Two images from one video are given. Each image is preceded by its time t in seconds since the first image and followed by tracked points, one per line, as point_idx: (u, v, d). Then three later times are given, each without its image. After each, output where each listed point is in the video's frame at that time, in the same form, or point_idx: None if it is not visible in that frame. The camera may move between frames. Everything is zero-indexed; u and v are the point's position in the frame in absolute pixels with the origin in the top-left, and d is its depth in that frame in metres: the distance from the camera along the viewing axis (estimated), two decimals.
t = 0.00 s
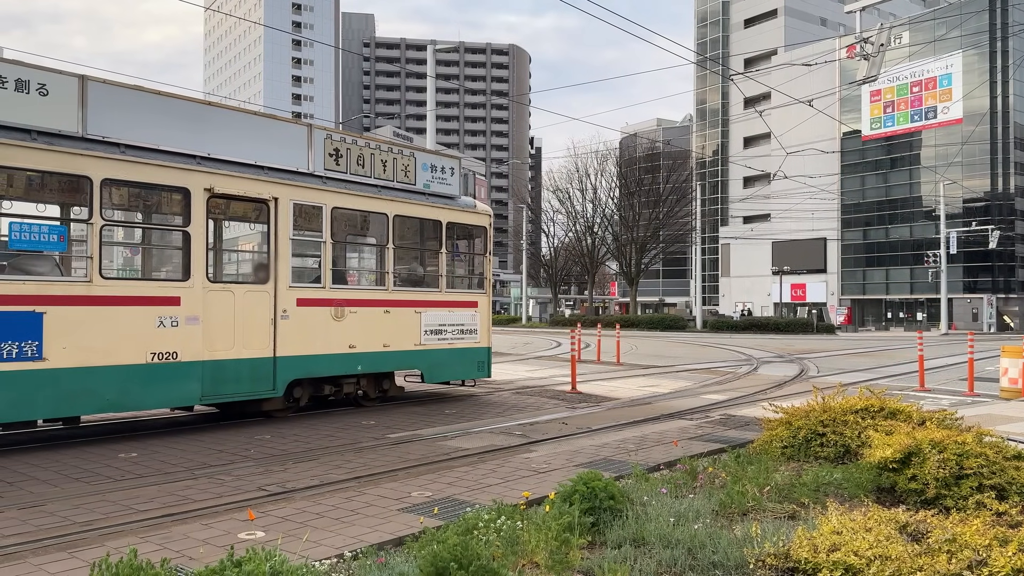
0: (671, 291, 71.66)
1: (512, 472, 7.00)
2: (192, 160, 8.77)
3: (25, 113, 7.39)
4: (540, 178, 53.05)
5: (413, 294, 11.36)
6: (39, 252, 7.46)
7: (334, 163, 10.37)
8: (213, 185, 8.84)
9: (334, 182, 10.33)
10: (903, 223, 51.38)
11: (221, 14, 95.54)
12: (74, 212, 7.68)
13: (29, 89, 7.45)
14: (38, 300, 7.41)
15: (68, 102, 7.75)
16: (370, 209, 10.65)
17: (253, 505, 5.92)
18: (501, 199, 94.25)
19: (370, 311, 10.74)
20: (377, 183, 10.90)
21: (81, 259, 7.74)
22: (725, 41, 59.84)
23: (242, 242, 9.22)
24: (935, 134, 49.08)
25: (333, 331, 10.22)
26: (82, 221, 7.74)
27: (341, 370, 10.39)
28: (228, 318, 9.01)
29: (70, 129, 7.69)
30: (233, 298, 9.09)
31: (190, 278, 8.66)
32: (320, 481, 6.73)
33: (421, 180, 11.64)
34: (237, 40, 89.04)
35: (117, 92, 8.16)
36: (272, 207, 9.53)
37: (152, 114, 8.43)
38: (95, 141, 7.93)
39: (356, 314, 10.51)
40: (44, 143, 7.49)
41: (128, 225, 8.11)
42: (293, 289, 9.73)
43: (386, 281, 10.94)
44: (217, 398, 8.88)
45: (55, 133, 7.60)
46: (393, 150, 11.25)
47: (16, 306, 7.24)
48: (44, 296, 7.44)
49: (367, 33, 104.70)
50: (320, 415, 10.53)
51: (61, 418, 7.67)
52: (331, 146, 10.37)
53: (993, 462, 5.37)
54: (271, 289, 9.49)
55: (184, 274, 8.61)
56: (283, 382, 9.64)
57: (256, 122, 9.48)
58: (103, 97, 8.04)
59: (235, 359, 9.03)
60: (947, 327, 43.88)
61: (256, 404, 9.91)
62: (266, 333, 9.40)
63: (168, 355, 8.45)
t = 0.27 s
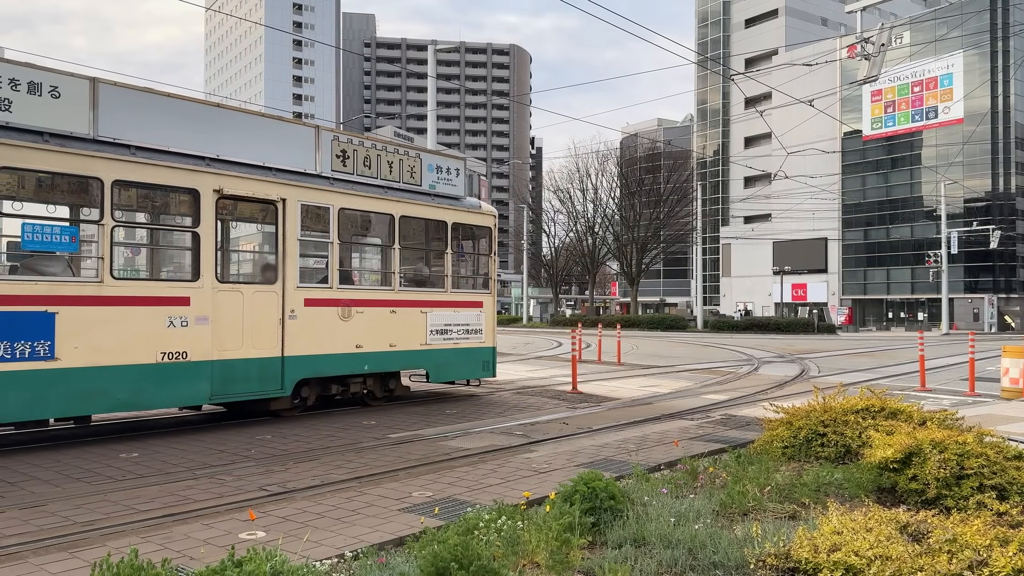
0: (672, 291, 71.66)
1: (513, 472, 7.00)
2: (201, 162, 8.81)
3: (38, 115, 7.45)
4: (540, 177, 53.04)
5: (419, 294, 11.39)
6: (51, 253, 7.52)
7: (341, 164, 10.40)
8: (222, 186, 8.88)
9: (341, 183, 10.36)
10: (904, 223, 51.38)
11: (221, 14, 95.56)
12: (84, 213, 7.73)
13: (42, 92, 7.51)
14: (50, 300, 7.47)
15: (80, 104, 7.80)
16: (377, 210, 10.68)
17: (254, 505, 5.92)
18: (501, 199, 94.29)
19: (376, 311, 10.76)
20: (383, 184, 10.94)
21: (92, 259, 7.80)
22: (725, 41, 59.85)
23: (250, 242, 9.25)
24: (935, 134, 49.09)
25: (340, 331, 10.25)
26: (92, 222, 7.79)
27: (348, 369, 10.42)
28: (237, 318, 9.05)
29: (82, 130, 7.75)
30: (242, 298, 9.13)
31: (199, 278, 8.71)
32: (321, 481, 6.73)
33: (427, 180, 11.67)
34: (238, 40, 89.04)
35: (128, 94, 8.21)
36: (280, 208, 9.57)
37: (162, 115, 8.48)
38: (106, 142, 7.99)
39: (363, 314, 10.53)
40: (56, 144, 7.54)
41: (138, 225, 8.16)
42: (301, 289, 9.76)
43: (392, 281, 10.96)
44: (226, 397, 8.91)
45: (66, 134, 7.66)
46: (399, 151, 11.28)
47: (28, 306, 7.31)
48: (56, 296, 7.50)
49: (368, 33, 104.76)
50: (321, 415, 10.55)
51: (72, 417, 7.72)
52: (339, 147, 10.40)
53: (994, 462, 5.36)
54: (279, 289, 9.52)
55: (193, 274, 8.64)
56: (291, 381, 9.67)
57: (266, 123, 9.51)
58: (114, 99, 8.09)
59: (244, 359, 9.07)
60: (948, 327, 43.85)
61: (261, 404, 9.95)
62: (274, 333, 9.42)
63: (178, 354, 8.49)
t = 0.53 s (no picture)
0: (672, 291, 71.65)
1: (513, 472, 6.99)
2: (213, 163, 8.86)
3: (52, 118, 7.53)
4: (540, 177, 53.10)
5: (427, 294, 11.44)
6: (66, 253, 7.60)
7: (350, 166, 10.45)
8: (233, 188, 8.94)
9: (349, 184, 10.41)
10: (904, 223, 51.40)
11: (222, 14, 95.57)
12: (97, 214, 7.78)
13: (57, 95, 7.60)
14: (64, 300, 7.54)
15: (94, 106, 7.88)
16: (386, 210, 10.73)
17: (254, 505, 5.92)
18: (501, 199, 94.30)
19: (384, 311, 10.78)
20: (390, 184, 10.97)
21: (105, 260, 7.86)
22: (726, 41, 59.84)
23: (260, 243, 9.30)
24: (935, 134, 49.09)
25: (349, 331, 10.29)
26: (106, 224, 7.86)
27: (356, 369, 10.46)
28: (248, 318, 9.11)
29: (96, 132, 7.82)
30: (253, 298, 9.18)
31: (211, 279, 8.77)
32: (321, 481, 6.73)
33: (434, 181, 11.73)
34: (238, 40, 89.01)
35: (140, 97, 8.28)
36: (290, 209, 9.62)
37: (174, 118, 8.55)
38: (119, 144, 8.05)
39: (371, 314, 10.55)
40: (70, 147, 7.62)
41: (151, 226, 8.22)
42: (310, 289, 9.81)
43: (400, 281, 11.00)
44: (237, 396, 8.95)
45: (80, 136, 7.73)
46: (406, 153, 11.35)
47: (43, 305, 7.38)
48: (70, 296, 7.57)
49: (368, 33, 104.77)
50: (321, 415, 10.55)
51: (85, 416, 7.78)
52: (347, 149, 10.45)
53: (995, 462, 5.35)
54: (289, 289, 9.58)
55: (205, 274, 8.69)
56: (300, 381, 9.70)
57: (276, 124, 9.57)
58: (128, 102, 8.17)
59: (255, 358, 9.13)
60: (949, 326, 43.80)
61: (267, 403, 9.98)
62: (284, 333, 9.48)
63: (190, 354, 8.55)
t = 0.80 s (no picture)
0: (672, 290, 71.66)
1: (513, 472, 6.98)
2: (226, 165, 8.95)
3: (70, 120, 7.62)
4: (540, 177, 53.04)
5: (435, 294, 11.54)
6: (84, 254, 7.68)
7: (359, 167, 10.55)
8: (246, 189, 9.03)
9: (359, 185, 10.51)
10: (904, 222, 51.36)
11: (222, 14, 95.59)
12: (113, 215, 7.87)
13: (75, 98, 7.70)
14: (82, 300, 7.63)
15: (111, 108, 7.96)
16: (395, 211, 10.82)
17: (254, 505, 5.92)
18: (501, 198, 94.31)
19: (393, 311, 10.88)
20: (398, 186, 11.08)
21: (121, 260, 7.94)
22: (726, 40, 59.81)
23: (272, 244, 9.39)
24: (935, 134, 49.06)
25: (359, 330, 10.39)
26: (122, 225, 7.93)
27: (365, 368, 10.56)
28: (261, 318, 9.21)
29: (112, 134, 7.91)
30: (266, 298, 9.28)
31: (224, 279, 8.86)
32: (320, 481, 6.72)
33: (442, 182, 11.83)
34: (238, 40, 89.00)
35: (156, 99, 8.37)
36: (301, 209, 9.71)
37: (188, 120, 8.63)
38: (135, 146, 8.14)
39: (380, 314, 10.66)
40: (87, 149, 7.70)
41: (166, 227, 8.30)
42: (321, 289, 9.91)
43: (409, 281, 11.09)
44: (250, 394, 9.05)
45: (96, 138, 7.81)
46: (414, 154, 11.45)
47: (61, 306, 7.46)
48: (88, 296, 7.66)
49: (368, 33, 104.75)
50: (322, 414, 10.56)
51: (101, 414, 7.87)
52: (357, 150, 10.56)
53: (995, 461, 5.35)
54: (300, 289, 9.66)
55: (219, 275, 8.79)
56: (312, 379, 9.80)
57: (288, 126, 9.67)
58: (143, 104, 8.26)
59: (268, 357, 9.24)
60: (948, 326, 43.79)
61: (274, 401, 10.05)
62: (296, 332, 9.58)
63: (204, 353, 8.64)
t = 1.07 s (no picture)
0: (672, 289, 71.64)
1: (513, 471, 6.99)
2: (241, 167, 9.12)
3: (90, 123, 7.76)
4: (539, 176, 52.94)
5: (445, 293, 11.75)
6: (103, 254, 7.83)
7: (370, 168, 10.74)
8: (261, 191, 9.21)
9: (370, 186, 10.70)
10: (903, 221, 51.30)
11: (221, 13, 95.50)
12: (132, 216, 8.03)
13: (96, 101, 7.84)
14: (102, 299, 7.76)
15: (130, 111, 8.11)
16: (405, 212, 11.02)
17: (253, 505, 5.92)
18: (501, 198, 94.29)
19: (403, 310, 11.08)
20: (409, 186, 11.27)
21: (139, 260, 8.10)
22: (725, 39, 59.75)
23: (284, 244, 9.53)
24: (935, 133, 49.04)
25: (370, 329, 10.58)
26: (141, 226, 8.10)
27: (377, 366, 10.78)
28: (275, 319, 9.38)
29: (132, 137, 8.05)
30: (280, 298, 9.45)
31: (239, 278, 9.03)
32: (320, 480, 6.72)
33: (450, 183, 12.04)
34: (237, 39, 88.89)
35: (174, 103, 8.52)
36: (314, 211, 9.89)
37: (205, 122, 8.77)
38: (153, 148, 8.28)
39: (391, 313, 10.85)
40: (107, 151, 7.85)
41: (182, 228, 8.46)
42: (333, 289, 10.09)
43: (417, 280, 11.28)
44: (264, 392, 9.25)
45: (116, 141, 7.97)
46: (424, 155, 11.64)
47: (82, 305, 7.60)
48: (108, 295, 7.80)
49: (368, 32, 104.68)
50: (322, 413, 10.57)
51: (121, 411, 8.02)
52: (368, 151, 10.74)
53: (994, 460, 5.36)
54: (313, 289, 9.84)
55: (234, 274, 8.96)
56: (324, 377, 10.00)
57: (302, 129, 9.83)
58: (162, 107, 8.42)
59: (283, 355, 9.43)
60: (948, 325, 43.77)
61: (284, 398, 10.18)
62: (309, 333, 9.76)
63: (221, 351, 8.82)
